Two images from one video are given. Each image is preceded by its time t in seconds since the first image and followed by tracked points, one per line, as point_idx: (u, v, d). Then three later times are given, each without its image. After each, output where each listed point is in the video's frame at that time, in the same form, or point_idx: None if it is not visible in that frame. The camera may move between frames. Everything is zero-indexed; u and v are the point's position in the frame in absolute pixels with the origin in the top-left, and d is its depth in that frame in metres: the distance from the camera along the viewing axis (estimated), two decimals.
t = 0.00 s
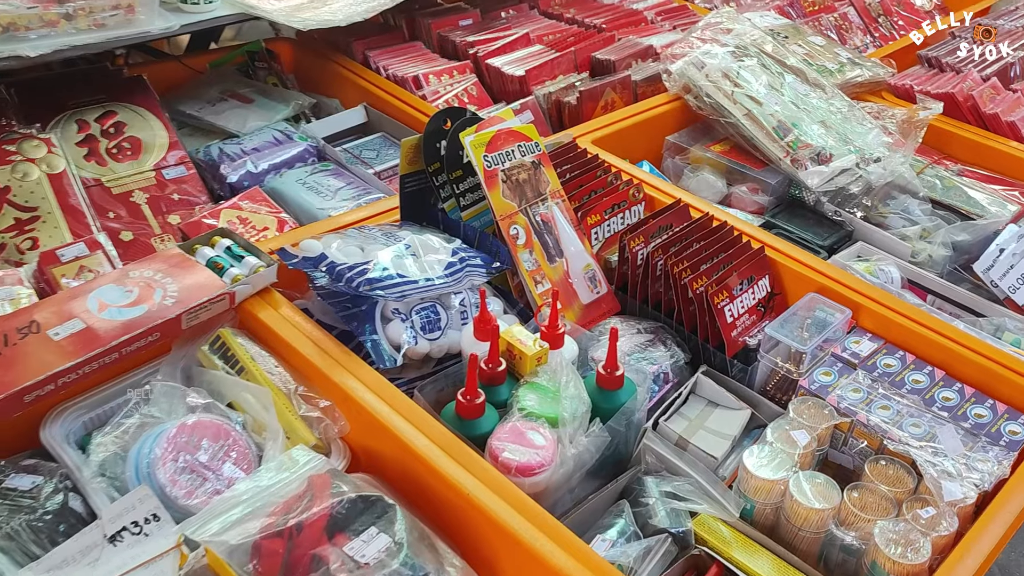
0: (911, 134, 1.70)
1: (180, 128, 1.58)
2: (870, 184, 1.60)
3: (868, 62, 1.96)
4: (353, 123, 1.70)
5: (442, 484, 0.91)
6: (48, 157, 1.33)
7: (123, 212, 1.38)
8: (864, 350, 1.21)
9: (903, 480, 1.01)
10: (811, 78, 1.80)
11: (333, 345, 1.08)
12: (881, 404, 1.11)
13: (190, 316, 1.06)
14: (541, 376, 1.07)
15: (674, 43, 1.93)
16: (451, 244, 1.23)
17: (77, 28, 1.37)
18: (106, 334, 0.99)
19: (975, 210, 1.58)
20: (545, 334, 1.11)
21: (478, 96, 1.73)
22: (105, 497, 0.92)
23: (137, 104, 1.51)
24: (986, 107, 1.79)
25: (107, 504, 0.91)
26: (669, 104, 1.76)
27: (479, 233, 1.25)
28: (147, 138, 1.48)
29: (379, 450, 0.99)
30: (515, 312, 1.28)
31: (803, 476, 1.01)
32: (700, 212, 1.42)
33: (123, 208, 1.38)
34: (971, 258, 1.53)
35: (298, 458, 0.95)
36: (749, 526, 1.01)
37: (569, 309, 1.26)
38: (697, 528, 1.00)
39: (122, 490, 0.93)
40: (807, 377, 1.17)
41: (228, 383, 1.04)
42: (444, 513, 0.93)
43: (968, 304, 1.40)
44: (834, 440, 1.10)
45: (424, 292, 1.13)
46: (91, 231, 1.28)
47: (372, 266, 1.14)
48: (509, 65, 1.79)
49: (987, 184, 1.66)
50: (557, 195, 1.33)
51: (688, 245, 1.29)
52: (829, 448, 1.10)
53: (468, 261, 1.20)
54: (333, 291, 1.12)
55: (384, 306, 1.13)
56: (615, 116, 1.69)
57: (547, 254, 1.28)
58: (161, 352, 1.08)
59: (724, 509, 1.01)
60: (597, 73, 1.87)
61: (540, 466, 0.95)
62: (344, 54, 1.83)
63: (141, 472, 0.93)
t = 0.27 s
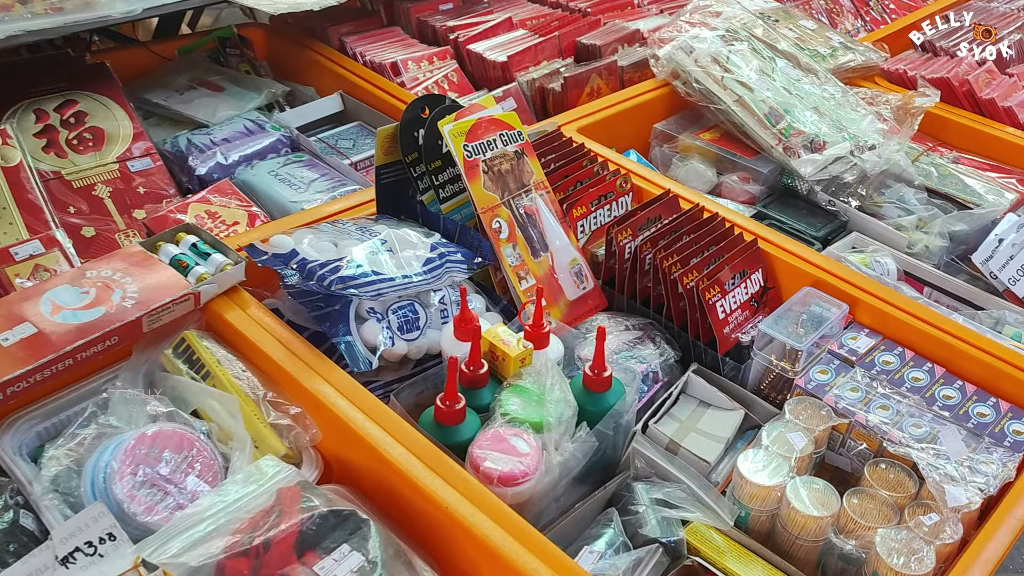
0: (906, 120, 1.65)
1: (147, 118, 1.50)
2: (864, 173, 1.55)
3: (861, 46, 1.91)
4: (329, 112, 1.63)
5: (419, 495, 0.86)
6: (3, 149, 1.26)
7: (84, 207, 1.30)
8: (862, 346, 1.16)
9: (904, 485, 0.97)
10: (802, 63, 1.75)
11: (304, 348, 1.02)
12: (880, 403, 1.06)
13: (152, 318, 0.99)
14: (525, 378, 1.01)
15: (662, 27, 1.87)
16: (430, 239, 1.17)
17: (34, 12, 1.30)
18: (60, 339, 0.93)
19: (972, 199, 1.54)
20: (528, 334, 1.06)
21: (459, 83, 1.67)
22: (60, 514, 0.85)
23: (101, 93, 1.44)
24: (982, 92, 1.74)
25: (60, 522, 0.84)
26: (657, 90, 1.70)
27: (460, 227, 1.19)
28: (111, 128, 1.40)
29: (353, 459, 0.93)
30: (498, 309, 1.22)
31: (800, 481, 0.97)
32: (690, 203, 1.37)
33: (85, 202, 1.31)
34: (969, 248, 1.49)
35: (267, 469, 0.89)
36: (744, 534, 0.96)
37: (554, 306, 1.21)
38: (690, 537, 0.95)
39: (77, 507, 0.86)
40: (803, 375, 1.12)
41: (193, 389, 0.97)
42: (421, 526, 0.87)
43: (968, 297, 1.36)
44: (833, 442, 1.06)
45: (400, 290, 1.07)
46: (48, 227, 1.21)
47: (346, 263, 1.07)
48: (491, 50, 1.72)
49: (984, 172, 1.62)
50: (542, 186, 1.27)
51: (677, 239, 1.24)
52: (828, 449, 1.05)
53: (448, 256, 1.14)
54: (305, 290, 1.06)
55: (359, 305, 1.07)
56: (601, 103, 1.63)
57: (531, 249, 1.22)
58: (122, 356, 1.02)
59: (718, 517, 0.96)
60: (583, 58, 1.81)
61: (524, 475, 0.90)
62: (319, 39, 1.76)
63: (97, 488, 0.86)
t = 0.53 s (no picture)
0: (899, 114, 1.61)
1: (116, 114, 1.45)
2: (857, 169, 1.51)
3: (852, 37, 1.86)
4: (306, 107, 1.58)
5: (391, 514, 0.81)
6: None
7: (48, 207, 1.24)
8: (854, 351, 1.12)
9: (898, 497, 0.94)
10: (793, 56, 1.71)
11: (272, 357, 0.97)
12: (874, 411, 1.02)
13: (112, 327, 0.94)
14: (504, 388, 0.97)
15: (649, 19, 1.83)
16: (407, 240, 1.12)
17: None
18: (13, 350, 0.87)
19: (967, 196, 1.50)
20: (508, 341, 1.02)
21: (441, 77, 1.62)
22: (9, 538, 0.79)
23: (67, 88, 1.38)
24: (977, 85, 1.70)
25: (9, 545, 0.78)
26: (644, 84, 1.65)
27: (438, 228, 1.15)
28: (76, 125, 1.34)
29: (322, 474, 0.88)
30: (478, 313, 1.17)
31: (789, 494, 0.93)
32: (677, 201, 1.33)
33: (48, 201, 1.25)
34: (963, 246, 1.46)
35: (231, 487, 0.84)
36: (731, 549, 0.93)
37: (536, 310, 1.17)
38: (675, 552, 0.92)
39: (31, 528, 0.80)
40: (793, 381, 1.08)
41: (156, 400, 0.92)
42: (393, 546, 0.83)
43: (963, 297, 1.33)
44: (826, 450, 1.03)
45: (374, 295, 1.02)
46: (8, 229, 1.15)
47: (318, 267, 1.03)
48: (474, 42, 1.67)
49: (978, 167, 1.59)
50: (524, 185, 1.22)
51: (663, 240, 1.20)
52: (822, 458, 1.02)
53: (426, 259, 1.10)
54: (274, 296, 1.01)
55: (331, 311, 1.03)
56: (586, 98, 1.58)
57: (513, 250, 1.17)
58: (83, 367, 0.98)
59: (705, 532, 0.92)
60: (568, 51, 1.76)
61: (501, 492, 0.86)
62: (297, 32, 1.70)
63: (51, 507, 0.80)
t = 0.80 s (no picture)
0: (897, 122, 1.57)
1: (90, 119, 1.40)
2: (852, 177, 1.47)
3: (851, 41, 1.82)
4: (287, 111, 1.54)
5: (352, 545, 0.78)
6: None
7: (15, 215, 1.20)
8: (845, 370, 1.08)
9: (888, 527, 0.89)
10: (789, 60, 1.67)
11: (236, 376, 0.93)
12: (864, 434, 0.98)
13: (67, 344, 0.89)
14: (478, 409, 0.93)
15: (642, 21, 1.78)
16: (382, 253, 1.08)
17: None
18: None
19: (966, 206, 1.46)
20: (483, 360, 0.98)
21: (428, 81, 1.58)
22: None
23: (39, 91, 1.33)
24: (977, 91, 1.66)
25: None
26: (635, 88, 1.61)
27: (415, 240, 1.11)
28: (47, 129, 1.30)
29: (284, 501, 0.84)
30: (456, 328, 1.12)
31: (774, 523, 0.89)
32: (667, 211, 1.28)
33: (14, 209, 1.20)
34: (961, 258, 1.41)
35: (186, 515, 0.78)
36: None
37: (516, 325, 1.13)
38: None
39: None
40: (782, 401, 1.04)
41: (113, 423, 0.87)
42: None
43: (961, 312, 1.28)
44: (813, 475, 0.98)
45: (345, 310, 0.98)
46: None
47: (287, 281, 0.99)
48: (461, 45, 1.63)
49: (978, 177, 1.54)
50: (505, 195, 1.18)
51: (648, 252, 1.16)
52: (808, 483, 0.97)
53: (400, 272, 1.06)
54: (240, 312, 0.97)
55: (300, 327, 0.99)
56: (575, 103, 1.54)
57: (493, 263, 1.14)
58: (39, 385, 0.95)
59: (686, 561, 0.88)
60: (559, 54, 1.72)
61: (470, 521, 0.82)
62: (279, 33, 1.66)
63: None
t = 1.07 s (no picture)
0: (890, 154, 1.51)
1: (56, 144, 1.38)
2: (840, 212, 1.41)
3: (844, 69, 1.78)
4: (260, 137, 1.50)
5: None
6: None
7: None
8: (821, 422, 1.02)
9: None
10: (779, 89, 1.62)
11: (175, 425, 0.88)
12: (837, 493, 0.93)
13: None
14: (427, 464, 0.88)
15: (629, 46, 1.74)
16: (339, 292, 1.04)
17: None
18: None
19: (958, 244, 1.40)
20: (437, 410, 0.93)
21: (407, 105, 1.54)
22: None
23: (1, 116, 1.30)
24: (974, 123, 1.60)
25: None
26: (619, 116, 1.57)
27: (374, 278, 1.06)
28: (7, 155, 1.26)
29: (215, 563, 0.80)
30: (416, 370, 1.07)
31: None
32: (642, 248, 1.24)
33: None
34: (952, 298, 1.36)
35: None
36: None
37: (479, 367, 1.09)
38: None
39: None
40: (753, 455, 0.99)
41: (39, 477, 0.83)
42: None
43: (949, 356, 1.23)
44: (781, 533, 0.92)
45: (292, 354, 0.94)
46: None
47: (232, 324, 0.94)
48: (441, 70, 1.60)
49: (973, 213, 1.49)
50: (472, 230, 1.14)
51: (619, 293, 1.11)
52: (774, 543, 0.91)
53: (356, 314, 1.01)
54: (182, 356, 0.92)
55: (246, 371, 0.94)
56: (555, 131, 1.50)
57: (455, 303, 1.09)
58: None
59: None
60: (542, 80, 1.68)
61: None
62: (257, 56, 1.63)
63: None
